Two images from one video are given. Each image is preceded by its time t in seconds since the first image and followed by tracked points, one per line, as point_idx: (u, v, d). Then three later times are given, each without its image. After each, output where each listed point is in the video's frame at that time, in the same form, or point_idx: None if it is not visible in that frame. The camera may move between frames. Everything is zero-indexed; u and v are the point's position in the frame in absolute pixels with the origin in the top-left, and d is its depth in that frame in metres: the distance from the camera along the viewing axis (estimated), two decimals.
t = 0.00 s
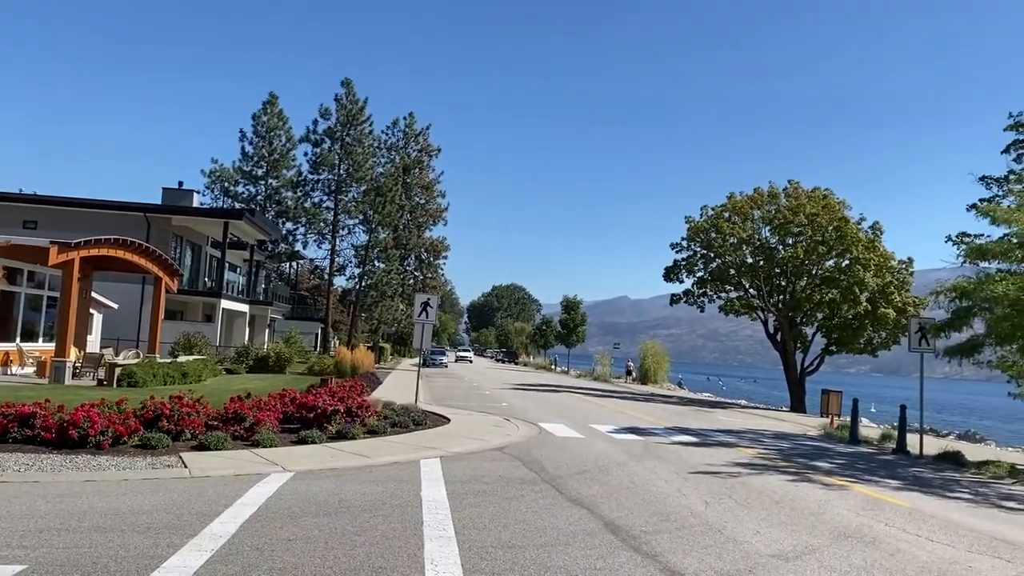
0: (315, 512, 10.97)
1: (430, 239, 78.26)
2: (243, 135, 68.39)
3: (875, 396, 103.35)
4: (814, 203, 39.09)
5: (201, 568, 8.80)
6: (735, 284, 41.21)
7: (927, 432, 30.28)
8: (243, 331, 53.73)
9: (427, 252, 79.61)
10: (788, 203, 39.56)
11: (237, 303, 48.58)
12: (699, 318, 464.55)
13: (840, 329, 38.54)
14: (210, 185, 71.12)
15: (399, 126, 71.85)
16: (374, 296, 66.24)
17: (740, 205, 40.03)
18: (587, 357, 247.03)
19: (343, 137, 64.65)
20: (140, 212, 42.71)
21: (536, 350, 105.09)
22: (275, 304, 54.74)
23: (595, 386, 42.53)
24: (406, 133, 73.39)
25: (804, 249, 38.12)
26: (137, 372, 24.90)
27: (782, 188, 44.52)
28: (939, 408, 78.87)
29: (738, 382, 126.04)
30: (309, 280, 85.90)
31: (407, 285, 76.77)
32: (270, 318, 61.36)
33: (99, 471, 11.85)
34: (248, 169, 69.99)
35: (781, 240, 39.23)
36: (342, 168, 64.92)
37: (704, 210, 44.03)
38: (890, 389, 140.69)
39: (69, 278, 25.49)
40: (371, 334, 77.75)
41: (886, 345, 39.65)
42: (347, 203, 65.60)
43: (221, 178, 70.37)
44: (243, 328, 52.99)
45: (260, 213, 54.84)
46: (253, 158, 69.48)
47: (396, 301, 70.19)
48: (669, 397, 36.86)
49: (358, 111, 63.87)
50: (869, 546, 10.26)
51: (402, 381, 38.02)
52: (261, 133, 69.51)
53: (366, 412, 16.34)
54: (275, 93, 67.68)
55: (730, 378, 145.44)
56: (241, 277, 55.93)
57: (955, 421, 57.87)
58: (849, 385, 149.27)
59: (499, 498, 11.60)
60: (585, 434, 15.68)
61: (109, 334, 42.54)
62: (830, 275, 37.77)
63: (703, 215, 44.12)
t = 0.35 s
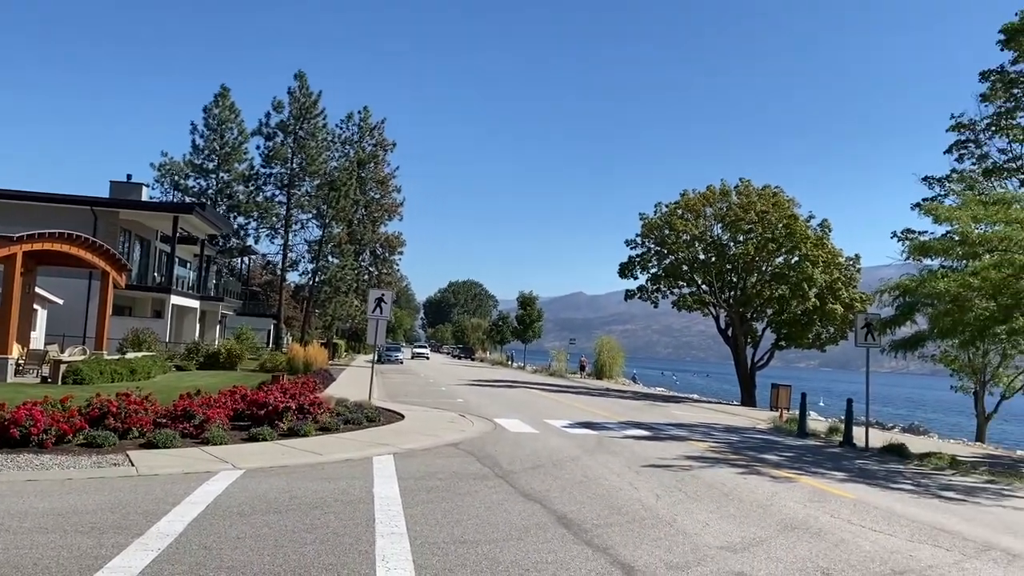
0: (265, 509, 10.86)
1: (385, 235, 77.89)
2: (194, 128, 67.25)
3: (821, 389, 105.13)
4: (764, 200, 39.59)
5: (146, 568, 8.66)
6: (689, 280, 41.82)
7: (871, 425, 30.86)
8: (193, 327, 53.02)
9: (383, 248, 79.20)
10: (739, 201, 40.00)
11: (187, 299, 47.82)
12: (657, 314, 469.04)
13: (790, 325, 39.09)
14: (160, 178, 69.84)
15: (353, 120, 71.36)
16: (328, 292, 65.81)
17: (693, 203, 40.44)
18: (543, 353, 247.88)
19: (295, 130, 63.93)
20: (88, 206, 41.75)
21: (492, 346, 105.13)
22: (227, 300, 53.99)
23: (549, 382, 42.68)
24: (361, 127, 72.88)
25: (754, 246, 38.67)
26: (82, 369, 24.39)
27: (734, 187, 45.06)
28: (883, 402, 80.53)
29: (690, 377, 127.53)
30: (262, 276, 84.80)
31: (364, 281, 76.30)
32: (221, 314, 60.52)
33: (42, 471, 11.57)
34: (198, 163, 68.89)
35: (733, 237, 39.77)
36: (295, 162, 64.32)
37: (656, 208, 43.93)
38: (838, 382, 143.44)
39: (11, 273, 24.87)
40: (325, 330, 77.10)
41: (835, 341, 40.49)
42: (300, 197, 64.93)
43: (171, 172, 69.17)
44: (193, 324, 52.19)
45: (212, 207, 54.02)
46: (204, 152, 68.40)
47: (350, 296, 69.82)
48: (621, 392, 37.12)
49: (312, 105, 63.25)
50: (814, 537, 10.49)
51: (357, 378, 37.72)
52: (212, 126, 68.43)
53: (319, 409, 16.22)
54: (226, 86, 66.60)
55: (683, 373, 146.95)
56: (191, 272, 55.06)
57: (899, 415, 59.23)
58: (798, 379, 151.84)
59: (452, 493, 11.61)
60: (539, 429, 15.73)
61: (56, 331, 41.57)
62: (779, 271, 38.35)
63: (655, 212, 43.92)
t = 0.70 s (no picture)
0: (212, 508, 10.70)
1: (337, 230, 77.29)
2: (140, 121, 65.88)
3: (768, 384, 106.85)
4: (715, 198, 40.12)
5: (87, 569, 8.48)
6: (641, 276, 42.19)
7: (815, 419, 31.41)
8: (139, 324, 51.98)
9: (334, 243, 78.55)
10: (690, 199, 40.49)
11: (134, 295, 46.88)
12: (612, 311, 472.47)
13: (739, 320, 39.52)
14: (105, 171, 68.33)
15: (304, 114, 70.66)
16: (278, 288, 65.31)
17: (645, 200, 40.81)
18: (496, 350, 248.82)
19: (245, 124, 62.80)
20: (30, 200, 40.65)
21: (446, 343, 105.01)
22: (174, 296, 53.09)
23: (501, 378, 42.77)
24: (313, 121, 72.17)
25: (704, 244, 39.21)
26: (23, 367, 23.78)
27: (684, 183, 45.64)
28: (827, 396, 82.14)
29: (641, 373, 128.84)
30: (210, 272, 83.47)
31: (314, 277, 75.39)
32: (169, 311, 59.53)
33: None
34: (145, 156, 67.55)
35: (683, 234, 40.24)
36: (244, 156, 63.34)
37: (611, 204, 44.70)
38: (786, 377, 146.01)
39: None
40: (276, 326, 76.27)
41: (781, 336, 41.10)
42: (250, 192, 64.09)
43: (116, 165, 67.72)
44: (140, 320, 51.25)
45: (159, 202, 52.99)
46: (151, 145, 67.09)
47: (301, 293, 69.31)
48: (574, 387, 37.33)
49: (262, 98, 62.37)
50: (760, 529, 10.68)
51: (308, 375, 37.31)
52: (159, 119, 67.11)
53: (268, 406, 16.01)
54: (174, 78, 65.31)
55: (635, 369, 148.29)
56: (137, 268, 54.06)
57: (843, 409, 60.45)
58: (748, 374, 154.19)
59: (403, 490, 11.56)
60: (491, 425, 15.75)
61: None
62: (729, 268, 38.97)
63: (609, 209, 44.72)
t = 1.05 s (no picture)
0: (156, 509, 10.50)
1: (286, 226, 76.43)
2: (81, 113, 64.22)
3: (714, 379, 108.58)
4: (664, 196, 40.41)
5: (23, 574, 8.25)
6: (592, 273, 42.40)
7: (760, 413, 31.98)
8: (82, 321, 50.70)
9: (284, 239, 77.62)
10: (640, 196, 40.80)
11: (75, 291, 45.72)
12: (566, 308, 475.27)
13: (688, 316, 40.43)
14: (45, 164, 66.50)
15: (252, 108, 69.68)
16: (226, 285, 64.53)
17: (596, 198, 41.03)
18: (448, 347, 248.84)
19: (191, 117, 61.50)
20: None
21: (397, 340, 104.58)
22: (118, 293, 51.97)
23: (453, 375, 42.73)
24: (262, 115, 71.21)
25: (654, 241, 39.63)
26: None
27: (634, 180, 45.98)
28: (772, 391, 83.76)
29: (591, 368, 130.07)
30: (155, 268, 81.82)
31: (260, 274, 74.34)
32: (112, 308, 58.26)
33: None
34: (87, 149, 65.90)
35: (634, 231, 40.42)
36: (191, 150, 61.99)
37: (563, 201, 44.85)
38: (734, 373, 148.59)
39: None
40: (223, 323, 75.17)
41: (729, 332, 41.90)
42: (196, 186, 62.82)
43: (57, 158, 65.94)
44: (82, 318, 50.08)
45: (103, 196, 51.76)
46: (93, 138, 65.47)
47: (248, 289, 68.57)
48: (525, 384, 37.45)
49: (209, 91, 61.18)
50: (707, 522, 10.85)
51: (257, 373, 36.78)
52: (102, 112, 65.51)
53: (215, 405, 15.76)
54: (118, 71, 63.74)
55: (586, 365, 149.37)
56: (79, 264, 52.79)
57: (789, 403, 61.83)
58: (696, 370, 156.39)
59: (352, 488, 11.48)
60: (442, 422, 15.72)
61: None
62: (677, 265, 39.55)
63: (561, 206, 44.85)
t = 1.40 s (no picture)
0: (97, 511, 10.25)
1: (233, 223, 75.35)
2: (18, 105, 62.31)
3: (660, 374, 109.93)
4: (613, 194, 40.69)
5: None
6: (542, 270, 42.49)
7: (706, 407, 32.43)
8: (19, 320, 49.20)
9: (230, 236, 76.39)
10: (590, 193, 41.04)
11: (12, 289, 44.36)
12: (519, 306, 476.71)
13: (636, 313, 40.95)
14: None
15: (197, 102, 68.49)
16: (169, 282, 63.54)
17: (546, 195, 41.10)
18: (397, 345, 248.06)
19: (133, 111, 59.95)
20: None
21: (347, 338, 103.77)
22: (56, 291, 50.62)
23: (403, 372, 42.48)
24: (207, 109, 70.06)
25: (604, 238, 39.91)
26: None
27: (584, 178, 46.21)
28: (718, 386, 84.96)
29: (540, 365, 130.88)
30: (96, 264, 79.85)
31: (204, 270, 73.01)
32: (50, 306, 56.73)
33: None
34: (24, 142, 63.98)
35: (584, 229, 40.63)
36: (133, 145, 60.15)
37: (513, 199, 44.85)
38: (680, 369, 150.42)
39: None
40: (167, 321, 73.78)
41: (677, 329, 42.44)
42: (138, 181, 61.14)
43: None
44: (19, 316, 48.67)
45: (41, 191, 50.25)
46: (30, 131, 63.59)
47: (193, 287, 67.65)
48: (476, 381, 37.48)
49: (152, 84, 59.78)
50: (654, 516, 10.98)
51: (202, 371, 36.08)
52: (40, 104, 63.66)
53: (158, 405, 15.45)
54: (56, 62, 61.93)
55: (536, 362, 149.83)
56: (15, 261, 51.26)
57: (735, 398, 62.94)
58: (643, 366, 157.86)
59: (300, 488, 11.36)
60: (392, 420, 15.63)
61: None
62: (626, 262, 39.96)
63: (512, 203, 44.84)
